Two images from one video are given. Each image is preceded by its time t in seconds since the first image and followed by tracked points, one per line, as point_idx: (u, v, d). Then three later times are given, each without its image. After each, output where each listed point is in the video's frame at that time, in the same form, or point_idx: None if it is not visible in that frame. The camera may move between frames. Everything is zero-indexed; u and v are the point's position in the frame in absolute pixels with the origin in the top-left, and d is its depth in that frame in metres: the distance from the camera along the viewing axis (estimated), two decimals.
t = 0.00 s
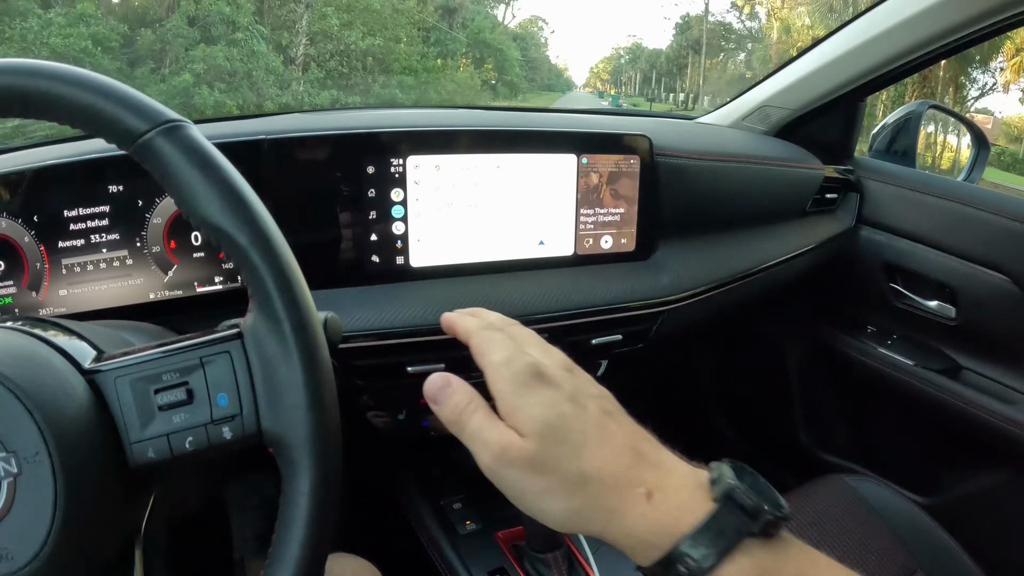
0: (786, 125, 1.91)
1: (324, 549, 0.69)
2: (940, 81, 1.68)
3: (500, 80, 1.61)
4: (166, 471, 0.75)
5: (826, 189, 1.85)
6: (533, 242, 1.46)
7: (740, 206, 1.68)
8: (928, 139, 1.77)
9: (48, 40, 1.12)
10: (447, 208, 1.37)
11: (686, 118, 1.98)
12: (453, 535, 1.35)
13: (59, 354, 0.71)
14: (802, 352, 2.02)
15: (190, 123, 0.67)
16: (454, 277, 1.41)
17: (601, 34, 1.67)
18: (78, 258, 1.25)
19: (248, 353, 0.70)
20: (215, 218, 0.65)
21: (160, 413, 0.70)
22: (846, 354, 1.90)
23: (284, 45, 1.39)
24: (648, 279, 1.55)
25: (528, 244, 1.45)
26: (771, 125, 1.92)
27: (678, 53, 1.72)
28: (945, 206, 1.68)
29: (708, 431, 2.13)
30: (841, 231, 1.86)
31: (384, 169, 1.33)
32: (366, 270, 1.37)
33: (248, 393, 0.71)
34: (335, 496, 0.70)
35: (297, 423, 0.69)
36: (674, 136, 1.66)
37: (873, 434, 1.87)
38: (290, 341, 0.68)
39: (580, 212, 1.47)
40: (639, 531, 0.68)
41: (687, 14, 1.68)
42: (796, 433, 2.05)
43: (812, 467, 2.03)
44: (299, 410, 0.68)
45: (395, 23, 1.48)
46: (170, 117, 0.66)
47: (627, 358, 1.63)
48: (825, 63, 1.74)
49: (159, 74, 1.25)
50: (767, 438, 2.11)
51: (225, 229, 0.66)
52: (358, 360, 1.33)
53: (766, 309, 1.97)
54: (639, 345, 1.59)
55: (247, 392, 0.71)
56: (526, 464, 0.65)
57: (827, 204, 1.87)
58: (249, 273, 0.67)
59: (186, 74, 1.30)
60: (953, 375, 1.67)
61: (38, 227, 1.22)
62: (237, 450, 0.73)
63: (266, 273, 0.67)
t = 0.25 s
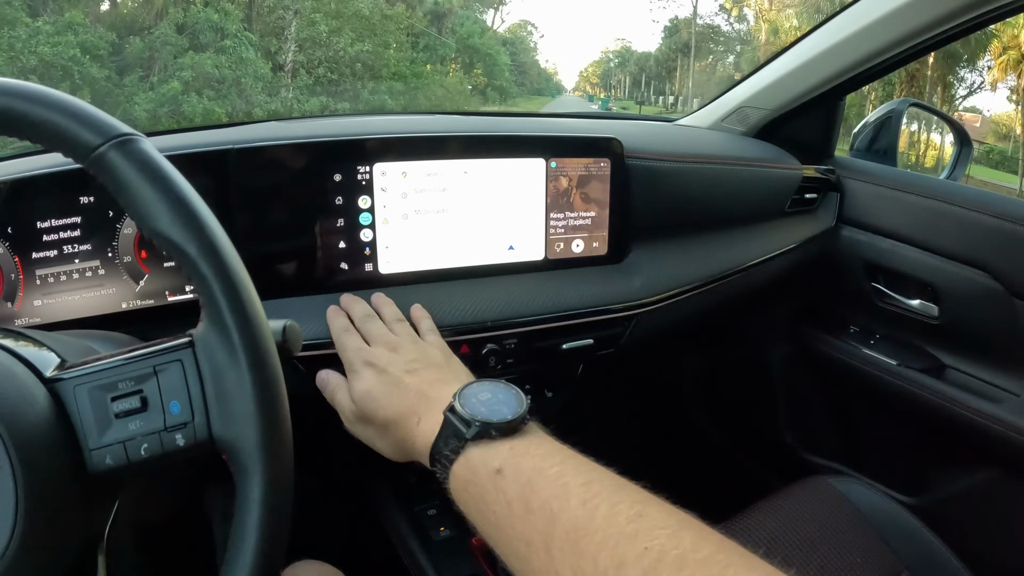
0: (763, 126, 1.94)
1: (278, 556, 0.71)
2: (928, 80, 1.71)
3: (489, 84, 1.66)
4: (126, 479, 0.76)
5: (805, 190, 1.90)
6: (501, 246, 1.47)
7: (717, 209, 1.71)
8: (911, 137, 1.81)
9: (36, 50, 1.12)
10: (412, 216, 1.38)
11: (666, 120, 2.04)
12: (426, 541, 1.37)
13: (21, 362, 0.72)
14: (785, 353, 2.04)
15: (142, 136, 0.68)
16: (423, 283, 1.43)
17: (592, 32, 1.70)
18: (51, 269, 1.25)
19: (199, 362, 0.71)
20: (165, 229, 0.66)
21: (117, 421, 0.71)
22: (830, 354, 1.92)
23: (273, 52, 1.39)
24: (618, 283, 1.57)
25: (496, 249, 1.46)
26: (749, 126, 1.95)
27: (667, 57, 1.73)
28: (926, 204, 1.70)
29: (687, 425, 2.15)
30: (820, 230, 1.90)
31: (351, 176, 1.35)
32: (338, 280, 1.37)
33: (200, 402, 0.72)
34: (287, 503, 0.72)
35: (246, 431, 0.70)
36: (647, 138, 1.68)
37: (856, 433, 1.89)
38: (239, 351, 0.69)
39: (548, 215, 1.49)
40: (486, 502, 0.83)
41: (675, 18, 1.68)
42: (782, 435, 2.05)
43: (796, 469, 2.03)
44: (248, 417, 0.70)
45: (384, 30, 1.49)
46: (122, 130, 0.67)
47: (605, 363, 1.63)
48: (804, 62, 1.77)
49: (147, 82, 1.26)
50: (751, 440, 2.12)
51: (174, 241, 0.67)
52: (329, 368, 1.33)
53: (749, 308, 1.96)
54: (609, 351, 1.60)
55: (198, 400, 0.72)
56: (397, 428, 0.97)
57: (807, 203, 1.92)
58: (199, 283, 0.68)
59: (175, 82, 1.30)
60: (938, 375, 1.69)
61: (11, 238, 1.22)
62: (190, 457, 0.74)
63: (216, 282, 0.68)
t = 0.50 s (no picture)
0: (758, 127, 1.94)
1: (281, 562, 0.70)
2: (919, 80, 1.72)
3: (481, 89, 1.64)
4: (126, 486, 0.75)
5: (800, 190, 1.87)
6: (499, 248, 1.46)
7: (714, 210, 1.71)
8: (904, 137, 1.82)
9: (28, 56, 1.13)
10: (410, 219, 1.37)
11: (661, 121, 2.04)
12: (427, 545, 1.37)
13: (17, 368, 0.70)
14: (780, 355, 2.05)
15: (138, 136, 0.67)
16: (424, 285, 1.42)
17: (581, 35, 1.72)
18: (45, 274, 1.24)
19: (198, 367, 0.70)
20: (163, 230, 0.65)
21: (116, 427, 0.70)
22: (828, 353, 1.92)
23: (266, 58, 1.39)
24: (614, 284, 1.55)
25: (496, 250, 1.45)
26: (745, 126, 1.95)
27: (659, 58, 1.74)
28: (923, 202, 1.70)
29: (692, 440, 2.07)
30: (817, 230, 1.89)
31: (349, 179, 1.34)
32: (335, 281, 1.37)
33: (200, 409, 0.70)
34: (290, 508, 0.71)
35: (248, 436, 0.69)
36: (642, 140, 1.67)
37: (855, 432, 1.89)
38: (240, 355, 0.68)
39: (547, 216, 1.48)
40: (677, 474, 0.87)
41: (666, 21, 1.70)
42: (778, 436, 2.08)
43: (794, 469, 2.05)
44: (249, 423, 0.68)
45: (377, 35, 1.47)
46: (118, 130, 0.66)
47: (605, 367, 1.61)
48: (796, 63, 1.77)
49: (139, 87, 1.26)
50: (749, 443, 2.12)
51: (172, 242, 0.65)
52: (325, 371, 1.33)
53: (748, 309, 1.95)
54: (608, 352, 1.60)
55: (198, 406, 0.71)
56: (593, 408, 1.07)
57: (803, 203, 1.89)
58: (198, 286, 0.67)
59: (167, 88, 1.31)
60: (935, 372, 1.70)
61: (5, 243, 1.21)
62: (190, 464, 0.72)
63: (215, 285, 0.66)
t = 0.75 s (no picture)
0: (753, 131, 1.98)
1: (288, 560, 0.73)
2: (916, 81, 1.74)
3: (479, 91, 1.70)
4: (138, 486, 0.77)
5: (795, 193, 1.92)
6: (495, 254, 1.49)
7: (709, 213, 1.74)
8: (900, 139, 1.85)
9: (27, 60, 1.18)
10: (410, 225, 1.40)
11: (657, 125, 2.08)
12: (428, 544, 1.39)
13: (31, 373, 0.73)
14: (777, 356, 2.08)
15: (149, 150, 0.69)
16: (424, 291, 1.45)
17: (580, 38, 1.75)
18: (52, 281, 1.26)
19: (209, 371, 0.72)
20: (174, 240, 0.68)
21: (128, 429, 0.72)
22: (822, 354, 1.95)
23: (264, 62, 1.45)
24: (611, 287, 1.57)
25: (493, 256, 1.48)
26: (740, 130, 1.99)
27: (657, 60, 1.76)
28: (915, 204, 1.73)
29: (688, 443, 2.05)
30: (810, 234, 1.93)
31: (350, 186, 1.36)
32: (336, 287, 1.40)
33: (210, 410, 0.73)
34: (297, 507, 0.73)
35: (257, 437, 0.71)
36: (640, 146, 1.70)
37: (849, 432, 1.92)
38: (249, 360, 0.70)
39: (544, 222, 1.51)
40: (738, 406, 0.90)
41: (664, 23, 1.72)
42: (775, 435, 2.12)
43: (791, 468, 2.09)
44: (258, 425, 0.71)
45: (375, 38, 1.52)
46: (130, 144, 0.69)
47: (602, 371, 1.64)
48: (790, 68, 1.80)
49: (138, 92, 1.31)
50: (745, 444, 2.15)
51: (183, 252, 0.68)
52: (328, 375, 1.36)
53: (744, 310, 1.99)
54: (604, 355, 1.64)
55: (208, 408, 0.73)
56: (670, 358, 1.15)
57: (798, 207, 1.94)
58: (208, 293, 0.69)
59: (167, 92, 1.35)
60: (929, 371, 1.73)
61: (12, 250, 1.24)
62: (200, 464, 0.75)
63: (224, 292, 0.69)
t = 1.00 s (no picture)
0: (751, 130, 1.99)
1: (289, 556, 0.74)
2: (914, 80, 1.75)
3: (478, 92, 1.70)
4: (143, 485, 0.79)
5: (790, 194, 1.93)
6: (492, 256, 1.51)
7: (705, 215, 1.76)
8: (895, 139, 1.87)
9: (26, 63, 1.22)
10: (409, 228, 1.42)
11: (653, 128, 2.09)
12: (427, 544, 1.41)
13: (39, 375, 0.75)
14: (773, 355, 2.11)
15: (154, 157, 0.71)
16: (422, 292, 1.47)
17: (580, 40, 1.79)
18: (56, 284, 1.28)
19: (213, 373, 0.74)
20: (179, 246, 0.70)
21: (134, 428, 0.74)
22: (819, 354, 1.99)
23: (263, 64, 1.47)
24: (607, 288, 1.61)
25: (490, 259, 1.50)
26: (735, 132, 2.01)
27: (655, 60, 1.81)
28: (910, 205, 1.75)
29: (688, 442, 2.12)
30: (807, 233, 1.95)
31: (349, 191, 1.39)
32: (336, 290, 1.42)
33: (214, 410, 0.75)
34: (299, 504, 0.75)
35: (260, 436, 0.73)
36: (639, 149, 1.72)
37: (846, 430, 1.95)
38: (252, 361, 0.72)
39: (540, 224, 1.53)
40: (660, 471, 0.88)
41: (663, 23, 1.76)
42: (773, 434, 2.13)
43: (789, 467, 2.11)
44: (262, 424, 0.73)
45: (374, 39, 1.55)
46: (135, 152, 0.71)
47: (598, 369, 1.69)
48: (786, 69, 1.83)
49: (137, 94, 1.35)
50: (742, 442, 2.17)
51: (187, 257, 0.70)
52: (328, 376, 1.38)
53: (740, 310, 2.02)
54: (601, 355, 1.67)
55: (213, 408, 0.75)
56: (555, 398, 1.07)
57: (794, 208, 1.96)
58: (212, 297, 0.71)
59: (164, 94, 1.38)
60: (924, 371, 1.75)
61: (16, 254, 1.26)
62: (204, 462, 0.77)
63: (228, 295, 0.71)
